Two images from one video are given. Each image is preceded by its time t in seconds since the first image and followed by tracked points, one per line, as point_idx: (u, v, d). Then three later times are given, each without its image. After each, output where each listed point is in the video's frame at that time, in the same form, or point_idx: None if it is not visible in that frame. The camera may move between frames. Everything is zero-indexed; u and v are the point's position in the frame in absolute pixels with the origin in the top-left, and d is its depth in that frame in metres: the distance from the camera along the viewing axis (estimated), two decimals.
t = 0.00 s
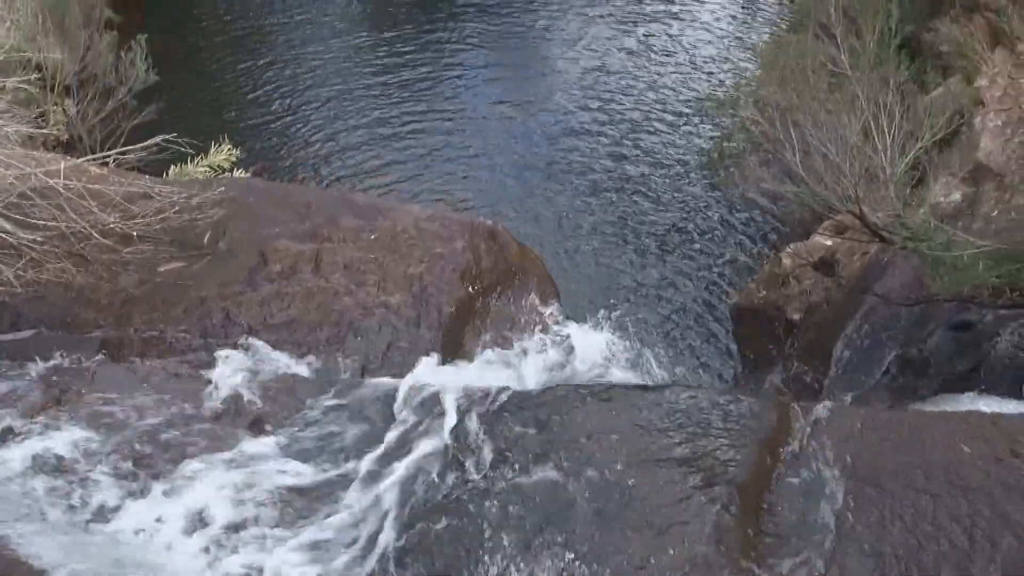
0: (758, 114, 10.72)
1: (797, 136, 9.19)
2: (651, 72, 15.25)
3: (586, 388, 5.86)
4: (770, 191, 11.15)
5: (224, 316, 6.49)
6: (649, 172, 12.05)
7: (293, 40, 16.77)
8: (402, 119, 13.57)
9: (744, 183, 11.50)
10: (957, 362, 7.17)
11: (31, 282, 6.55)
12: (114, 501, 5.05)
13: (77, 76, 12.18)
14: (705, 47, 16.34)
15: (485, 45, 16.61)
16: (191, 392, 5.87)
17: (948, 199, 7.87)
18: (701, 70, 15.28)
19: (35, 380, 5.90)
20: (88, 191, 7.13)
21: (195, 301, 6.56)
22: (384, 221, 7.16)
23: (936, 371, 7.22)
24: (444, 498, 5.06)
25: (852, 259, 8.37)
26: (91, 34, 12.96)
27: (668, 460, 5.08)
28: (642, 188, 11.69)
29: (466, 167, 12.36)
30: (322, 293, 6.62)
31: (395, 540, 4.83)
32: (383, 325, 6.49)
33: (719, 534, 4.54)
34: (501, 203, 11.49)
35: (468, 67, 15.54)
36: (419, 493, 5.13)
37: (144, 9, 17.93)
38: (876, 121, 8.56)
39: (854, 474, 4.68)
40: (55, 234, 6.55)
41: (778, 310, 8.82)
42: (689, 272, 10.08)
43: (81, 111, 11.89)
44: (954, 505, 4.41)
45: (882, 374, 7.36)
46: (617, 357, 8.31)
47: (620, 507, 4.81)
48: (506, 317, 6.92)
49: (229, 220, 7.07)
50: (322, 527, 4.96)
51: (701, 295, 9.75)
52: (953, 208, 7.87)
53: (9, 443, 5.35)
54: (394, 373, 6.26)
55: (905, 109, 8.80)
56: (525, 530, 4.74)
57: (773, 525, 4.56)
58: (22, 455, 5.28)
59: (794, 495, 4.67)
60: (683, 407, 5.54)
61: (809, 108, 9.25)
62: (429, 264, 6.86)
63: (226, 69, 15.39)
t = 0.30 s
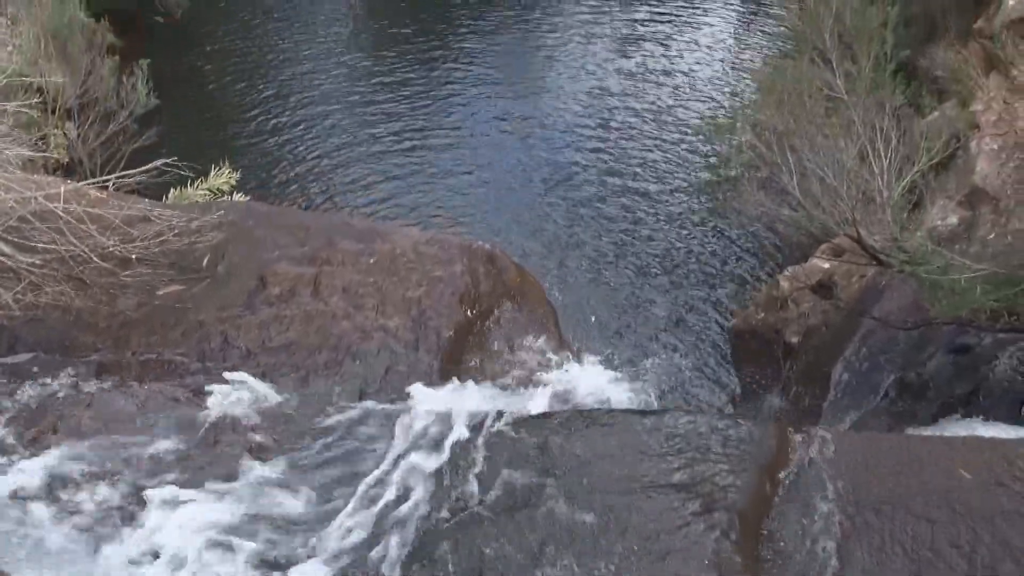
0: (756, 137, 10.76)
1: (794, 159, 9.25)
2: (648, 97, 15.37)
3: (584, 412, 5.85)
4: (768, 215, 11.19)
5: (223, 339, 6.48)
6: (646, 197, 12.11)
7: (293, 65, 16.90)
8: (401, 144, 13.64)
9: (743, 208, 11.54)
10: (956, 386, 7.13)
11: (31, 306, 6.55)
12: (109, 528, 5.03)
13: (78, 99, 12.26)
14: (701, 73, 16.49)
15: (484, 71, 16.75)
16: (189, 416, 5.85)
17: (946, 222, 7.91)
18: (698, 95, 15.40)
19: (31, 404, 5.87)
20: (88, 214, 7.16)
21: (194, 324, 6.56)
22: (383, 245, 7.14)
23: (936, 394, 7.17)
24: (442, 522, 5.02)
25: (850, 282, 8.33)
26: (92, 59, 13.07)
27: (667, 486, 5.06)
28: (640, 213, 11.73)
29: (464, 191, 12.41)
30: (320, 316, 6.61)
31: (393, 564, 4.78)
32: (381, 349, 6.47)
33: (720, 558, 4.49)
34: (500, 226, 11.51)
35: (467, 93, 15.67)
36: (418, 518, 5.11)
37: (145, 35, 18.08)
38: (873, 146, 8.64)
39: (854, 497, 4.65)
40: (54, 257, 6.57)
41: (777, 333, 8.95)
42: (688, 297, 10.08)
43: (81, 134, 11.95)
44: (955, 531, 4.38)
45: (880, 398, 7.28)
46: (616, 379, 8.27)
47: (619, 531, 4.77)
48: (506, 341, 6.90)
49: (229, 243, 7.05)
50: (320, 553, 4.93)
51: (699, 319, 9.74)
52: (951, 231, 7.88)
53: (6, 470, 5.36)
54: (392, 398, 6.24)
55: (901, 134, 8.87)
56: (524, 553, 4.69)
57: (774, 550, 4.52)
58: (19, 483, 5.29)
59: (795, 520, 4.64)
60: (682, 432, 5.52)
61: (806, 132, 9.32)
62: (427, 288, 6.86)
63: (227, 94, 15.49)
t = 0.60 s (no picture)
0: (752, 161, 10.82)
1: (789, 183, 9.30)
2: (645, 122, 15.52)
3: (580, 437, 5.85)
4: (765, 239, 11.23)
5: (220, 366, 6.41)
6: (643, 222, 12.18)
7: (293, 92, 17.04)
8: (399, 169, 13.71)
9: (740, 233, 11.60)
10: (954, 411, 7.10)
11: (27, 331, 6.50)
12: (99, 556, 4.93)
13: (77, 124, 12.32)
14: (697, 98, 16.68)
15: (482, 97, 16.91)
16: (184, 443, 5.80)
17: (942, 246, 7.95)
18: (694, 120, 15.56)
19: (24, 430, 5.80)
20: (86, 240, 7.19)
21: (190, 349, 6.49)
22: (381, 271, 7.19)
23: (934, 420, 7.16)
24: (439, 550, 4.97)
25: (849, 306, 8.35)
26: (93, 84, 13.17)
27: (666, 513, 5.00)
28: (638, 238, 11.78)
29: (462, 215, 12.46)
30: (317, 341, 6.60)
31: None
32: (378, 374, 6.44)
33: None
34: (499, 251, 11.54)
35: (465, 119, 15.79)
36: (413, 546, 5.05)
37: (145, 62, 18.22)
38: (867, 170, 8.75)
39: (852, 522, 4.59)
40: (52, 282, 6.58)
41: (774, 358, 8.82)
42: (686, 322, 10.11)
43: (80, 159, 11.99)
44: (954, 556, 4.34)
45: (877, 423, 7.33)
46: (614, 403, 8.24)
47: (617, 559, 4.71)
48: (505, 365, 6.96)
49: (226, 269, 7.10)
50: None
51: (697, 345, 9.75)
52: (949, 253, 7.88)
53: None
54: (388, 424, 6.19)
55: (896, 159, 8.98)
56: None
57: None
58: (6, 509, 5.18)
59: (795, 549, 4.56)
60: (681, 460, 5.48)
61: (802, 155, 9.34)
62: (424, 313, 6.88)
63: (226, 120, 15.59)
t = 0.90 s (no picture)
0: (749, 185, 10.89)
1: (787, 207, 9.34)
2: (643, 147, 15.64)
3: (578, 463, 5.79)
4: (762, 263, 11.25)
5: (217, 392, 6.40)
6: (641, 247, 12.23)
7: (293, 116, 17.17)
8: (399, 194, 13.78)
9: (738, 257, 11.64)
10: (954, 435, 7.05)
11: (24, 357, 6.47)
12: None
13: (77, 150, 12.38)
14: (695, 123, 16.82)
15: (481, 122, 17.02)
16: (180, 470, 5.76)
17: (940, 269, 7.97)
18: (692, 145, 15.69)
19: (19, 457, 5.75)
20: (84, 265, 7.19)
21: (188, 375, 6.47)
22: (380, 297, 7.19)
23: (933, 444, 7.11)
24: None
25: (846, 329, 8.41)
26: (94, 110, 13.25)
27: (665, 541, 4.96)
28: (636, 263, 11.82)
29: (461, 240, 12.50)
30: (315, 366, 6.59)
31: None
32: (377, 400, 6.43)
33: None
34: (497, 276, 11.55)
35: (464, 144, 15.89)
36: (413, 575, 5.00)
37: (147, 87, 18.34)
38: (864, 194, 8.79)
39: (855, 551, 4.54)
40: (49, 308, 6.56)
41: (773, 382, 8.87)
42: (684, 347, 10.10)
43: (79, 184, 12.03)
44: None
45: (877, 447, 7.24)
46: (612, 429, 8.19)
47: None
48: (501, 391, 6.96)
49: (224, 294, 7.10)
50: None
51: (696, 370, 9.73)
52: (947, 277, 7.90)
53: None
54: (387, 450, 6.17)
55: (892, 183, 9.02)
56: None
57: None
58: None
59: None
60: (679, 485, 5.45)
61: (799, 179, 9.34)
62: (423, 337, 6.88)
63: (226, 144, 15.67)
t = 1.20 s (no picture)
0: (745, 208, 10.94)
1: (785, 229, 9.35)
2: (640, 171, 15.74)
3: (581, 489, 5.84)
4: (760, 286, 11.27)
5: (214, 417, 6.37)
6: (639, 270, 12.27)
7: (293, 139, 17.27)
8: (397, 217, 13.82)
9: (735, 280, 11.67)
10: (953, 459, 7.03)
11: (20, 382, 6.45)
12: None
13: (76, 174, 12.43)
14: (692, 146, 16.94)
15: (479, 145, 17.13)
16: (177, 495, 5.71)
17: (936, 292, 8.00)
18: (690, 168, 15.79)
19: (13, 483, 5.70)
20: (82, 290, 7.18)
21: (185, 400, 6.45)
22: (377, 321, 7.19)
23: (932, 467, 7.13)
24: None
25: (845, 352, 8.32)
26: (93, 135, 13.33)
27: (664, 567, 4.93)
28: (633, 287, 11.83)
29: (460, 263, 12.52)
30: (312, 391, 6.57)
31: None
32: (375, 424, 6.41)
33: None
34: (495, 299, 11.56)
35: (462, 167, 15.98)
36: None
37: (146, 111, 18.45)
38: (860, 217, 8.84)
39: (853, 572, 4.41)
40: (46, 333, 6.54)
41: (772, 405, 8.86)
42: (682, 370, 10.09)
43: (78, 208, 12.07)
44: None
45: (877, 473, 7.23)
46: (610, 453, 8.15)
47: None
48: (499, 412, 6.87)
49: (221, 318, 7.09)
50: None
51: (695, 393, 9.70)
52: (943, 299, 7.94)
53: None
54: (385, 475, 6.14)
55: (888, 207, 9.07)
56: None
57: None
58: None
59: None
60: (678, 511, 5.43)
61: (794, 202, 9.32)
62: (420, 361, 6.87)
63: (225, 167, 15.74)
